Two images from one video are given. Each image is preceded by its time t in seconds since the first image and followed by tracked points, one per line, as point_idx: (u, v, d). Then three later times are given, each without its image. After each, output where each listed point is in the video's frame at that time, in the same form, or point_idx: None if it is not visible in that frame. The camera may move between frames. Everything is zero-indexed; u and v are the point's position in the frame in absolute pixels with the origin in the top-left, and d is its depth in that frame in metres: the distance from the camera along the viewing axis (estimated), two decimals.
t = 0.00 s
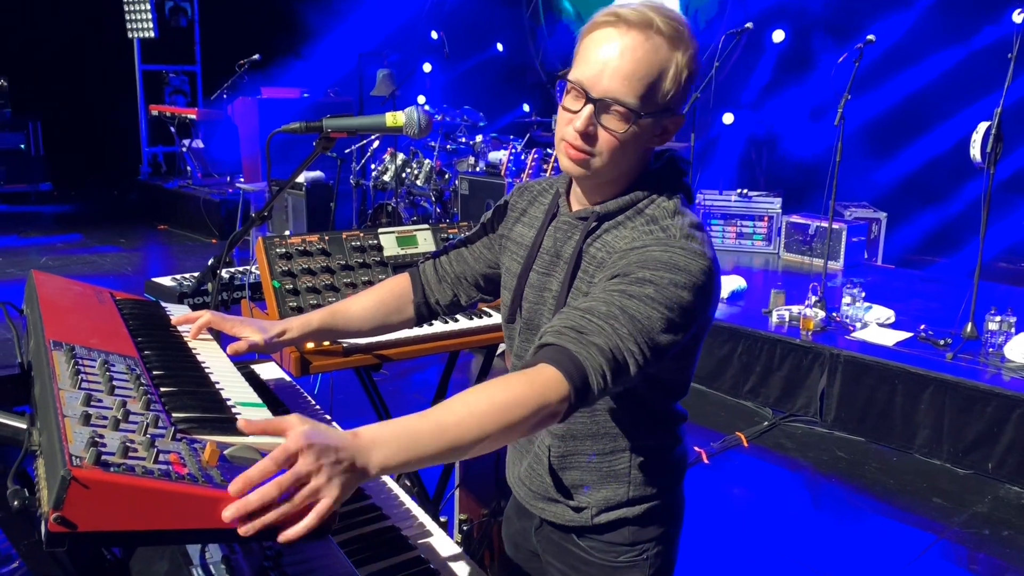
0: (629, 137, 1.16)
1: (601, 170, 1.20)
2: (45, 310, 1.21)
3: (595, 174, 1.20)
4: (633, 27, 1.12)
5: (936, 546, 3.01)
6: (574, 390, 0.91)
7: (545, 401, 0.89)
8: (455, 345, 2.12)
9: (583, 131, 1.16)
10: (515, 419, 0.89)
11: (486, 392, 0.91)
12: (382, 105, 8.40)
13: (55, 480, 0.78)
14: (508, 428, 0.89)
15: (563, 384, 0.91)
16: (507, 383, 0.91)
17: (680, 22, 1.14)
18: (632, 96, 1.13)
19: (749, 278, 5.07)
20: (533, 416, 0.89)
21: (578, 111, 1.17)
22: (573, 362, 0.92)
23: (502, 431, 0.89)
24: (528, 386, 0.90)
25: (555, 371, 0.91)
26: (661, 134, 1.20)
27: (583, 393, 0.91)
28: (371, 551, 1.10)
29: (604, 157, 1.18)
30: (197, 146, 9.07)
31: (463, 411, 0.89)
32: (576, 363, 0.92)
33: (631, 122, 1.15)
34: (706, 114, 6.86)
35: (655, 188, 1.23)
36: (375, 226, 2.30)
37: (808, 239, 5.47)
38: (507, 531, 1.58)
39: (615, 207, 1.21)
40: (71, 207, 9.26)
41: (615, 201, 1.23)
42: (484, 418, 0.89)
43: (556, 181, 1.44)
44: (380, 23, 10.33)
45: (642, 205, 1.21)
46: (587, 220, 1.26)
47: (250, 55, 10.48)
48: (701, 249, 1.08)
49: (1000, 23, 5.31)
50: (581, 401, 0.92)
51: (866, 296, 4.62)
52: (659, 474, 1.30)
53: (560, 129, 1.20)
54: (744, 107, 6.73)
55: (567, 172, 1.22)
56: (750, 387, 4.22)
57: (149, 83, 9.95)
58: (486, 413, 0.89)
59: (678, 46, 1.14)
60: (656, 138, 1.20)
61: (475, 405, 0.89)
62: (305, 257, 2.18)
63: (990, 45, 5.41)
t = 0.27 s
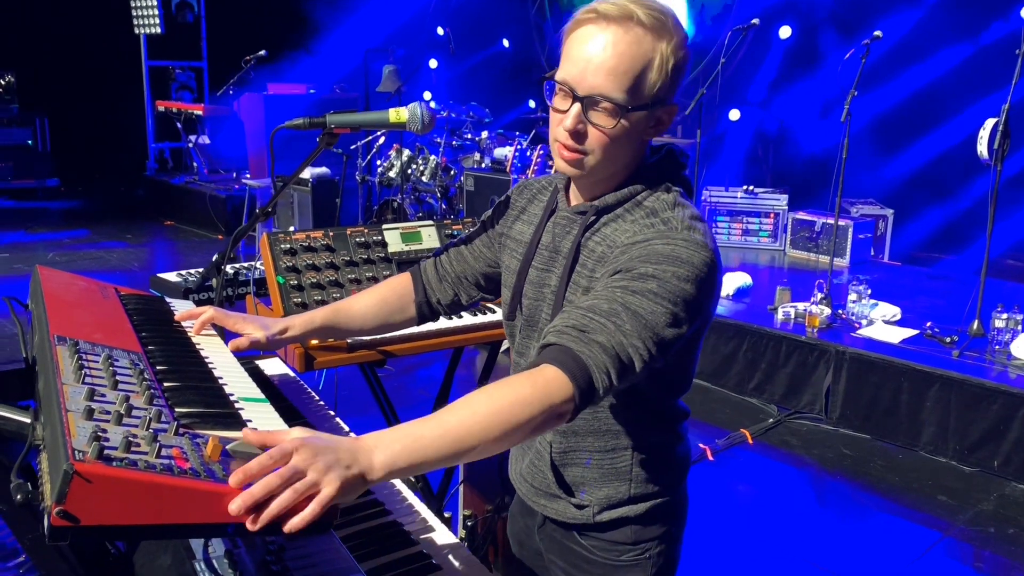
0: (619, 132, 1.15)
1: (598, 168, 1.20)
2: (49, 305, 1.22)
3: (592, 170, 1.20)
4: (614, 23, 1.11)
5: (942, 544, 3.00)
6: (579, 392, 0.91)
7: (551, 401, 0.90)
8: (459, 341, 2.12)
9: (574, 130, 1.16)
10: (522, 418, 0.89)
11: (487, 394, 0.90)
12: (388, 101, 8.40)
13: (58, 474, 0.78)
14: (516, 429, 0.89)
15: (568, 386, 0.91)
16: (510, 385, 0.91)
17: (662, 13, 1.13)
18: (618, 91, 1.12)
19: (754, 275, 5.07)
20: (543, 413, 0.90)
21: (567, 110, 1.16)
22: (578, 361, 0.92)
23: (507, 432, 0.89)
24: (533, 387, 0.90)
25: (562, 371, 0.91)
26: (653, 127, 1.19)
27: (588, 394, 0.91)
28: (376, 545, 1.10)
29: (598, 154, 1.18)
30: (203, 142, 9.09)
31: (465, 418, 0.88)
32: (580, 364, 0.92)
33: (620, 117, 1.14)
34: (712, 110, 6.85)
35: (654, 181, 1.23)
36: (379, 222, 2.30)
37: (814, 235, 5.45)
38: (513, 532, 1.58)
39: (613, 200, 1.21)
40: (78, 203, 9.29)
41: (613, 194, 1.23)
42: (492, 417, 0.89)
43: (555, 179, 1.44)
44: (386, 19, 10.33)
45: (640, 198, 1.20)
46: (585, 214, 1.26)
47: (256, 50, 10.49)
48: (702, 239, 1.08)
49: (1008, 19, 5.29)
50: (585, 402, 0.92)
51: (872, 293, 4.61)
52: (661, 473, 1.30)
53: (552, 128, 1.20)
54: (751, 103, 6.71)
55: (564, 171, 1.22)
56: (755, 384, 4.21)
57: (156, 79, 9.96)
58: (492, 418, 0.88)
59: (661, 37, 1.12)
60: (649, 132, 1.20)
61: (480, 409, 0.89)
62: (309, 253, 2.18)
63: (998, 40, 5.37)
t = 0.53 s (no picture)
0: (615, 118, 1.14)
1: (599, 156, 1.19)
2: (52, 298, 1.22)
3: (595, 159, 1.20)
4: (597, 11, 1.09)
5: (946, 540, 3.00)
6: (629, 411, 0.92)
7: (607, 420, 0.90)
8: (463, 336, 2.12)
9: (566, 121, 1.15)
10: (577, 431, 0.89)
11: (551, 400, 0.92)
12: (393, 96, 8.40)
13: (60, 466, 0.78)
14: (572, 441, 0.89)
15: (618, 406, 0.91)
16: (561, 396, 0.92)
17: None
18: (607, 78, 1.11)
19: (759, 270, 5.06)
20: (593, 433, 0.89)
21: (558, 102, 1.16)
22: (624, 383, 0.93)
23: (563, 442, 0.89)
24: (585, 397, 0.91)
25: (610, 395, 0.92)
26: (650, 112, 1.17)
27: (638, 410, 0.93)
28: (381, 539, 1.11)
29: (595, 143, 1.17)
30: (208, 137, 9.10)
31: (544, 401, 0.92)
32: (627, 388, 0.92)
33: (609, 105, 1.13)
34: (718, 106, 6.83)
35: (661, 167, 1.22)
36: (382, 217, 2.30)
37: (819, 231, 5.44)
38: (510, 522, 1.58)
39: (623, 190, 1.21)
40: (84, 198, 9.32)
41: (621, 184, 1.23)
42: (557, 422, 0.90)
43: (560, 173, 1.44)
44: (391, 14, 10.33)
45: (651, 188, 1.20)
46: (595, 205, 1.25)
47: (261, 46, 10.50)
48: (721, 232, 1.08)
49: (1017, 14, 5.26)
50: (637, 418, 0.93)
51: (876, 289, 4.60)
52: (666, 470, 1.30)
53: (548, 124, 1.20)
54: (756, 98, 6.70)
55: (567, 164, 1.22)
56: (759, 379, 4.21)
57: (162, 74, 9.98)
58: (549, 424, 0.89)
59: (647, 20, 1.11)
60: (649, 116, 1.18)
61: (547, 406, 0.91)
62: (312, 247, 2.18)
63: (1006, 35, 5.35)
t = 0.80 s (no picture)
0: (622, 108, 1.13)
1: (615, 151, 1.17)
2: (54, 295, 1.23)
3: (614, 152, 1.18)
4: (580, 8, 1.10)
5: (948, 536, 3.00)
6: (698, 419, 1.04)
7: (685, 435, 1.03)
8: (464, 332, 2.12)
9: (577, 122, 1.14)
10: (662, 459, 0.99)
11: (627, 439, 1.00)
12: (396, 91, 8.39)
13: (62, 462, 0.79)
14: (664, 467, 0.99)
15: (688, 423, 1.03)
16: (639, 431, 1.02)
17: None
18: (602, 71, 1.11)
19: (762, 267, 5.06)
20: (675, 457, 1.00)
21: (563, 108, 1.16)
22: (690, 414, 1.04)
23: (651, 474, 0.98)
24: (662, 428, 1.02)
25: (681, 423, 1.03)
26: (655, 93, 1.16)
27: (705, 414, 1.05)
28: (377, 535, 1.11)
29: (611, 137, 1.16)
30: (211, 133, 9.11)
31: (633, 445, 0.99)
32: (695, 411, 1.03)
33: (609, 94, 1.12)
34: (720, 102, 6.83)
35: (679, 160, 1.22)
36: (385, 214, 2.27)
37: (822, 227, 5.44)
38: (502, 517, 1.59)
39: (646, 185, 1.20)
40: (88, 194, 9.33)
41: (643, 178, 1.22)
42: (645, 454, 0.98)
43: (571, 163, 1.42)
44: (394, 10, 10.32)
45: (673, 184, 1.20)
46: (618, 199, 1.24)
47: (264, 41, 10.50)
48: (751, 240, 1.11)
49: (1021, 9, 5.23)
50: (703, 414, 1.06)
51: (879, 285, 4.60)
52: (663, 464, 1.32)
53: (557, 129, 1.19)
54: (759, 94, 6.69)
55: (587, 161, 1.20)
56: (761, 375, 4.21)
57: (165, 70, 9.99)
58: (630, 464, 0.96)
59: (627, 9, 1.11)
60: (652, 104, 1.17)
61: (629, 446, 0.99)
62: (315, 244, 2.17)
63: (1009, 30, 5.33)
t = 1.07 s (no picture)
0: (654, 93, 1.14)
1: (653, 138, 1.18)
2: (55, 289, 1.23)
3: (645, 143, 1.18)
4: None
5: (949, 532, 3.00)
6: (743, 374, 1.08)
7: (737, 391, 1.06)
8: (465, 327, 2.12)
9: (636, 102, 1.13)
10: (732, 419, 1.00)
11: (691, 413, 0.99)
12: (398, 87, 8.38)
13: (61, 455, 0.79)
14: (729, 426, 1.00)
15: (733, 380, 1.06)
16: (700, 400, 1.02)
17: None
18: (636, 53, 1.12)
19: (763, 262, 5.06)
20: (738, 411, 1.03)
21: (617, 91, 1.14)
22: (737, 375, 1.07)
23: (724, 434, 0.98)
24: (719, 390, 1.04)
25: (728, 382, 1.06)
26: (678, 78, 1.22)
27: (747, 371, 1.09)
28: (380, 530, 1.11)
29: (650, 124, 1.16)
30: (213, 129, 9.11)
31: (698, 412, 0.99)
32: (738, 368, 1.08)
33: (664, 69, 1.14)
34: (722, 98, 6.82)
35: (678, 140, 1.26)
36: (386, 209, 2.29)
37: (823, 223, 5.44)
38: (506, 516, 1.58)
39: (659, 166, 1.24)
40: (89, 190, 9.34)
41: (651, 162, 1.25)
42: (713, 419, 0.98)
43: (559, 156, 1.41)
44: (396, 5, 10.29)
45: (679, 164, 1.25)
46: (631, 186, 1.25)
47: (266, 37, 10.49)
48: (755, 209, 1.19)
49: None
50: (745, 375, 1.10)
51: (881, 281, 4.59)
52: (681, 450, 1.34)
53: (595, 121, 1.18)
54: (761, 90, 6.69)
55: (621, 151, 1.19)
56: (762, 372, 4.21)
57: (167, 66, 9.99)
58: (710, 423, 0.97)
59: None
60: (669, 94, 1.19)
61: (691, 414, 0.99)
62: (316, 239, 2.18)
63: (1011, 26, 5.31)
